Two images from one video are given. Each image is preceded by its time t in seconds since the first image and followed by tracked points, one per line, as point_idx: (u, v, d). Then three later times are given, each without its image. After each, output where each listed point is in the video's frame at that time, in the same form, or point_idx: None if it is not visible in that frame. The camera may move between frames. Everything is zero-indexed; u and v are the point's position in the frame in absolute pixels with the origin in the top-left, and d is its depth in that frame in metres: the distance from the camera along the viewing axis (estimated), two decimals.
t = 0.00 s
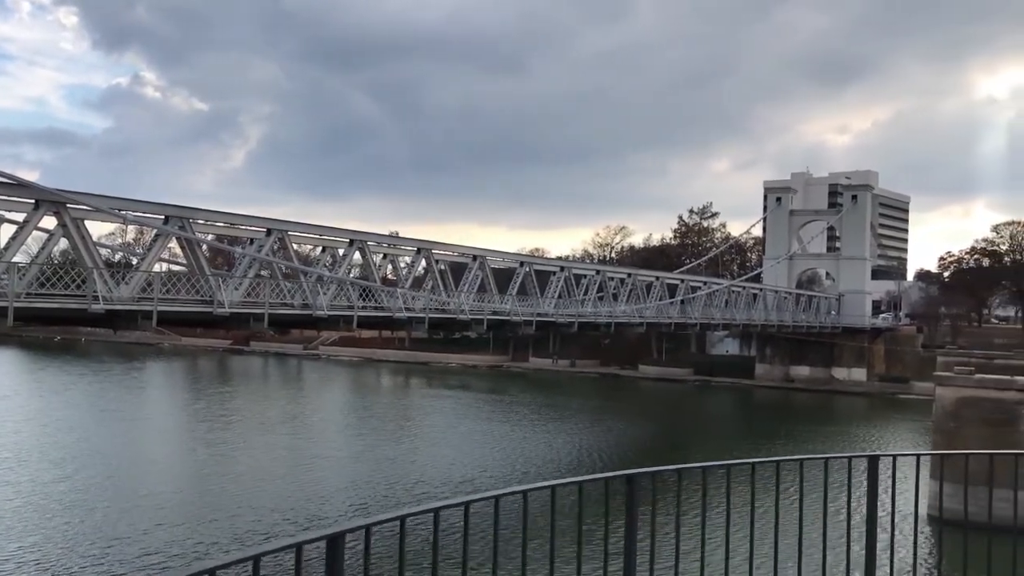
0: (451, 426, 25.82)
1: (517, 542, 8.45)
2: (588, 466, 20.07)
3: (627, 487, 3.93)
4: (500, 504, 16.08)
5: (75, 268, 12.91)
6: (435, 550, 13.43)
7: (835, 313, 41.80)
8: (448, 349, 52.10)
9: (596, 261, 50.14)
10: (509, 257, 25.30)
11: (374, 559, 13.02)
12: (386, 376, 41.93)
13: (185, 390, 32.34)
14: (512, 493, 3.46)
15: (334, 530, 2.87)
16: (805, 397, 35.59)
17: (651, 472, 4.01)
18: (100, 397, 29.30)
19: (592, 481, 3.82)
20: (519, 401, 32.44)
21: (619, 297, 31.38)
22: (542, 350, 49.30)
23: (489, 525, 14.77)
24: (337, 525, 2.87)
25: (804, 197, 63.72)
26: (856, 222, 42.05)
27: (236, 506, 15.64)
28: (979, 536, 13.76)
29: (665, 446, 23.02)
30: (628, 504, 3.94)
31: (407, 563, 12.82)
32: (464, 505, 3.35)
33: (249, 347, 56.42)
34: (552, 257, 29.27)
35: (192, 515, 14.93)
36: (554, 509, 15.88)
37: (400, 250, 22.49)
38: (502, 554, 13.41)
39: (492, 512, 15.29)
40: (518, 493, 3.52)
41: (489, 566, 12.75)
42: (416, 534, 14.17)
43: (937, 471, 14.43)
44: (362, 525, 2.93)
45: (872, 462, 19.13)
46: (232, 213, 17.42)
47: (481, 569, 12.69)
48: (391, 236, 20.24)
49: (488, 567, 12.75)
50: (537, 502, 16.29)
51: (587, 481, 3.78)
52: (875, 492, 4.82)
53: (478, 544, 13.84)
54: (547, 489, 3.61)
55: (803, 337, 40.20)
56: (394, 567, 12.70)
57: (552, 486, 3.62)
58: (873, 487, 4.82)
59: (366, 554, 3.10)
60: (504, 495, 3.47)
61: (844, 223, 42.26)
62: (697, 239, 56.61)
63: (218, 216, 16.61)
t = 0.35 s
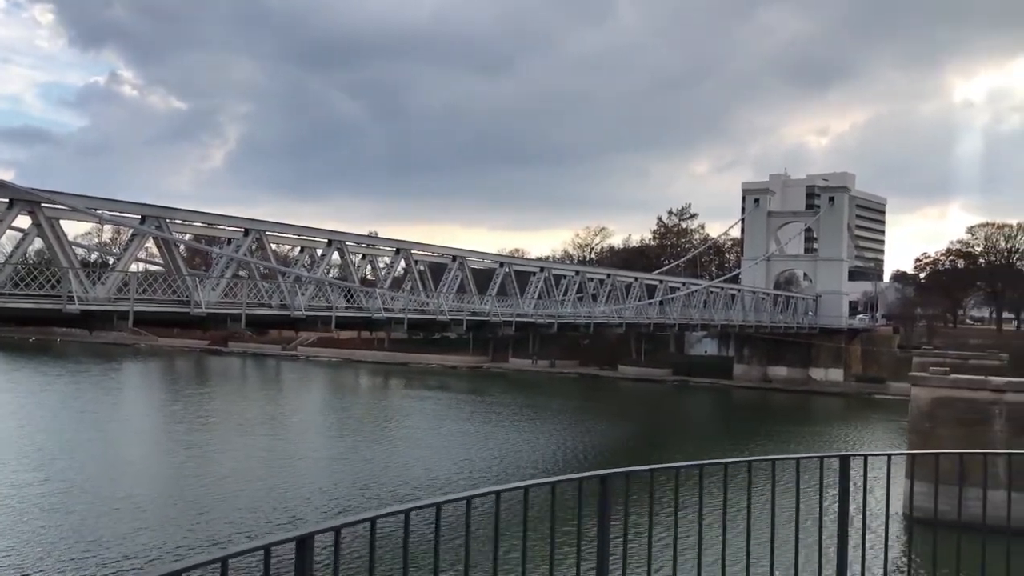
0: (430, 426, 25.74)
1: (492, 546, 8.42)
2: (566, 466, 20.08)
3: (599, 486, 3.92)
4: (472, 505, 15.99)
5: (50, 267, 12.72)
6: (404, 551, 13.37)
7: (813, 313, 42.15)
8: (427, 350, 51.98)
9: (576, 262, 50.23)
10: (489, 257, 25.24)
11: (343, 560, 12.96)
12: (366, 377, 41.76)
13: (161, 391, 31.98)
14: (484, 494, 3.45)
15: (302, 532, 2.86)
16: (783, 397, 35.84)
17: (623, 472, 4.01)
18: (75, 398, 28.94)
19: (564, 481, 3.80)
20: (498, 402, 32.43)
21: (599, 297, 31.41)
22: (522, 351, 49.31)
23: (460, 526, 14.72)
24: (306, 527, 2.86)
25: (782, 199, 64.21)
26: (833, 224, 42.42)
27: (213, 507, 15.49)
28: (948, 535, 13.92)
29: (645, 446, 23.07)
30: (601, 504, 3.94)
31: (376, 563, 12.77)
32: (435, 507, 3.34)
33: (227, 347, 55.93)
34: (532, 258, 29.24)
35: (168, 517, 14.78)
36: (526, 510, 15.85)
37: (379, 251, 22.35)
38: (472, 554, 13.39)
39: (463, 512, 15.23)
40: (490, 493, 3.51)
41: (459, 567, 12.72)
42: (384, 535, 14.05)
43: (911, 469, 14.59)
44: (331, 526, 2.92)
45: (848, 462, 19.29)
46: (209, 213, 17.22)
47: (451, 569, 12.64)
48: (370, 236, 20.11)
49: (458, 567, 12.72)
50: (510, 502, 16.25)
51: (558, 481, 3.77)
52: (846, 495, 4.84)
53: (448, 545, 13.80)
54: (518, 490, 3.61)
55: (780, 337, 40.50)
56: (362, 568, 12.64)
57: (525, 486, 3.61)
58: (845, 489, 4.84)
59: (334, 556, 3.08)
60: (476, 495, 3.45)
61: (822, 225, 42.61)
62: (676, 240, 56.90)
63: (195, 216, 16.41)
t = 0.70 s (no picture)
0: (403, 427, 25.59)
1: (465, 546, 8.32)
2: (539, 466, 20.07)
3: (567, 488, 3.87)
4: (443, 506, 15.90)
5: (18, 264, 12.45)
6: (372, 551, 13.26)
7: (784, 314, 42.53)
8: (401, 350, 51.76)
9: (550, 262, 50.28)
10: (463, 257, 25.13)
11: (309, 561, 12.82)
12: (338, 377, 41.48)
13: (129, 391, 31.52)
14: (452, 495, 3.40)
15: (269, 533, 2.80)
16: (754, 397, 36.12)
17: (593, 472, 3.95)
18: (41, 398, 28.43)
19: (531, 482, 3.75)
20: (471, 402, 32.37)
21: (573, 298, 31.42)
22: (496, 351, 49.25)
23: (429, 526, 14.62)
24: (273, 528, 2.80)
25: (755, 201, 64.77)
26: (804, 226, 42.82)
27: (182, 508, 15.26)
28: (911, 534, 14.09)
29: (618, 446, 23.11)
30: (569, 506, 3.89)
31: (343, 564, 12.64)
32: (401, 508, 3.29)
33: (198, 346, 55.31)
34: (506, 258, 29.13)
35: (137, 518, 14.53)
36: (498, 510, 15.79)
37: (353, 250, 22.15)
38: (442, 554, 13.31)
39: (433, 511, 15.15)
40: (457, 494, 3.45)
41: (428, 567, 12.64)
42: (351, 535, 13.93)
43: (878, 469, 14.76)
44: (299, 527, 2.86)
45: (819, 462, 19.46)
46: (181, 210, 16.93)
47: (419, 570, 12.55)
48: (344, 235, 19.91)
49: (427, 567, 12.64)
50: (482, 502, 16.18)
51: (527, 483, 3.71)
52: (812, 501, 4.81)
53: (417, 545, 13.71)
54: (484, 490, 3.55)
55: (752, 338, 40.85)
56: (329, 569, 12.51)
57: (492, 488, 3.57)
58: (811, 495, 4.82)
59: (302, 557, 3.02)
60: (442, 496, 3.40)
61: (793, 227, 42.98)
62: (650, 241, 57.19)
63: (166, 214, 16.13)
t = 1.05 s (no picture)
0: (373, 428, 25.38)
1: (433, 547, 8.25)
2: (510, 467, 19.99)
3: (537, 490, 3.78)
4: (412, 507, 15.73)
5: None
6: (339, 552, 13.07)
7: (754, 318, 42.86)
8: (372, 350, 51.42)
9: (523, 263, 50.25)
10: (435, 257, 24.96)
11: (275, 561, 12.60)
12: (308, 377, 41.11)
13: (94, 389, 30.96)
14: (420, 497, 3.30)
15: (235, 533, 2.68)
16: (724, 399, 36.35)
17: (562, 475, 3.88)
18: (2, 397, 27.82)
19: (499, 485, 3.66)
20: (441, 403, 32.23)
21: (545, 300, 31.36)
22: (468, 352, 49.12)
23: (397, 527, 14.45)
24: (237, 529, 2.68)
25: (727, 205, 65.24)
26: (775, 230, 43.18)
27: (148, 509, 14.97)
28: (876, 536, 14.20)
29: (589, 448, 23.10)
30: (538, 508, 3.80)
31: (310, 565, 12.44)
32: (367, 511, 3.18)
33: (166, 345, 54.57)
34: (479, 258, 28.97)
35: (100, 519, 14.23)
36: (468, 511, 15.66)
37: (324, 249, 21.89)
38: (409, 554, 13.16)
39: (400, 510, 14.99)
40: (425, 497, 3.35)
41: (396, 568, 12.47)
42: (318, 536, 13.73)
43: (846, 471, 14.87)
44: (265, 528, 2.75)
45: (787, 464, 19.59)
46: (149, 207, 16.61)
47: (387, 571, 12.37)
48: (315, 234, 19.66)
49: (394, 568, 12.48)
50: (452, 503, 16.05)
51: (497, 483, 3.63)
52: (779, 506, 4.78)
53: (385, 546, 13.54)
54: (453, 493, 3.46)
55: (722, 341, 41.12)
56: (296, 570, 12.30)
57: (460, 490, 3.48)
58: (778, 501, 4.79)
59: (267, 558, 2.90)
60: (410, 499, 3.30)
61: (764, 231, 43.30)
62: (623, 243, 57.39)
63: (135, 211, 15.81)
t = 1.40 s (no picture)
0: (348, 429, 25.17)
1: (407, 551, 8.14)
2: (487, 469, 19.92)
3: (516, 492, 3.72)
4: (391, 510, 15.62)
5: None
6: (317, 554, 12.95)
7: (730, 320, 43.12)
8: (347, 350, 51.10)
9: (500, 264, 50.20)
10: (411, 257, 24.81)
11: (252, 564, 12.46)
12: (282, 378, 40.76)
13: (63, 389, 30.45)
14: (399, 499, 3.22)
15: (211, 536, 2.58)
16: (698, 401, 36.54)
17: (542, 477, 3.82)
18: None
19: (479, 487, 3.59)
20: (416, 404, 32.09)
21: (522, 301, 31.32)
22: (444, 353, 48.99)
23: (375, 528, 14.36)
24: (214, 532, 2.58)
25: (703, 207, 65.65)
26: (750, 233, 43.46)
27: (120, 511, 14.71)
28: (850, 537, 14.30)
29: (565, 449, 23.08)
30: (517, 510, 3.74)
31: (286, 567, 12.31)
32: (345, 512, 3.09)
33: (138, 344, 53.83)
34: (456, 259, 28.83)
35: (71, 521, 13.96)
36: (446, 514, 15.59)
37: (299, 249, 21.66)
38: (387, 556, 13.08)
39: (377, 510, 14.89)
40: (405, 498, 3.27)
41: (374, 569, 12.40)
42: (295, 538, 13.59)
43: (821, 473, 14.96)
44: (243, 530, 2.65)
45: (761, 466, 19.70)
46: (122, 205, 16.33)
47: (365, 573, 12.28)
48: (291, 234, 19.46)
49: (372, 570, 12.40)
50: (431, 505, 15.96)
51: (474, 486, 3.55)
52: (756, 508, 4.77)
53: (362, 548, 13.42)
54: (433, 495, 3.38)
55: (698, 343, 41.34)
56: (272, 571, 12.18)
57: (440, 492, 3.41)
58: (755, 502, 4.77)
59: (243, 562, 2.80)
60: (389, 501, 3.22)
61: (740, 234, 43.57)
62: (599, 245, 57.54)
63: (108, 208, 15.53)
